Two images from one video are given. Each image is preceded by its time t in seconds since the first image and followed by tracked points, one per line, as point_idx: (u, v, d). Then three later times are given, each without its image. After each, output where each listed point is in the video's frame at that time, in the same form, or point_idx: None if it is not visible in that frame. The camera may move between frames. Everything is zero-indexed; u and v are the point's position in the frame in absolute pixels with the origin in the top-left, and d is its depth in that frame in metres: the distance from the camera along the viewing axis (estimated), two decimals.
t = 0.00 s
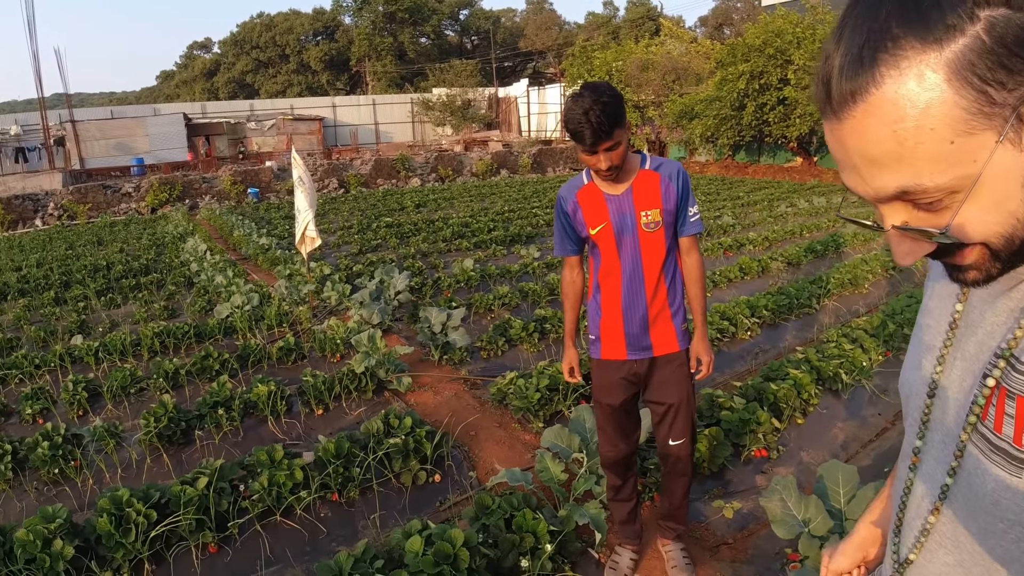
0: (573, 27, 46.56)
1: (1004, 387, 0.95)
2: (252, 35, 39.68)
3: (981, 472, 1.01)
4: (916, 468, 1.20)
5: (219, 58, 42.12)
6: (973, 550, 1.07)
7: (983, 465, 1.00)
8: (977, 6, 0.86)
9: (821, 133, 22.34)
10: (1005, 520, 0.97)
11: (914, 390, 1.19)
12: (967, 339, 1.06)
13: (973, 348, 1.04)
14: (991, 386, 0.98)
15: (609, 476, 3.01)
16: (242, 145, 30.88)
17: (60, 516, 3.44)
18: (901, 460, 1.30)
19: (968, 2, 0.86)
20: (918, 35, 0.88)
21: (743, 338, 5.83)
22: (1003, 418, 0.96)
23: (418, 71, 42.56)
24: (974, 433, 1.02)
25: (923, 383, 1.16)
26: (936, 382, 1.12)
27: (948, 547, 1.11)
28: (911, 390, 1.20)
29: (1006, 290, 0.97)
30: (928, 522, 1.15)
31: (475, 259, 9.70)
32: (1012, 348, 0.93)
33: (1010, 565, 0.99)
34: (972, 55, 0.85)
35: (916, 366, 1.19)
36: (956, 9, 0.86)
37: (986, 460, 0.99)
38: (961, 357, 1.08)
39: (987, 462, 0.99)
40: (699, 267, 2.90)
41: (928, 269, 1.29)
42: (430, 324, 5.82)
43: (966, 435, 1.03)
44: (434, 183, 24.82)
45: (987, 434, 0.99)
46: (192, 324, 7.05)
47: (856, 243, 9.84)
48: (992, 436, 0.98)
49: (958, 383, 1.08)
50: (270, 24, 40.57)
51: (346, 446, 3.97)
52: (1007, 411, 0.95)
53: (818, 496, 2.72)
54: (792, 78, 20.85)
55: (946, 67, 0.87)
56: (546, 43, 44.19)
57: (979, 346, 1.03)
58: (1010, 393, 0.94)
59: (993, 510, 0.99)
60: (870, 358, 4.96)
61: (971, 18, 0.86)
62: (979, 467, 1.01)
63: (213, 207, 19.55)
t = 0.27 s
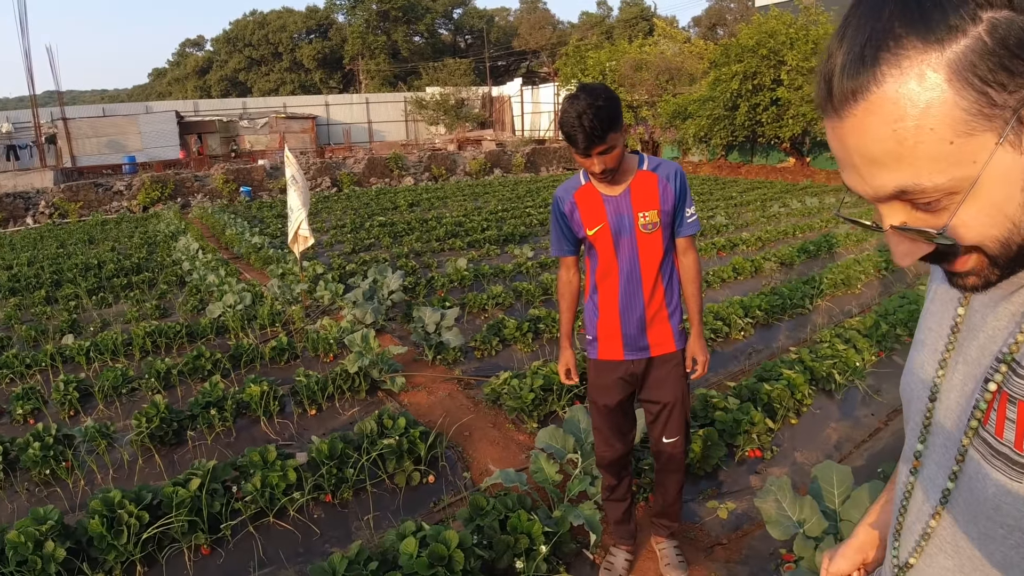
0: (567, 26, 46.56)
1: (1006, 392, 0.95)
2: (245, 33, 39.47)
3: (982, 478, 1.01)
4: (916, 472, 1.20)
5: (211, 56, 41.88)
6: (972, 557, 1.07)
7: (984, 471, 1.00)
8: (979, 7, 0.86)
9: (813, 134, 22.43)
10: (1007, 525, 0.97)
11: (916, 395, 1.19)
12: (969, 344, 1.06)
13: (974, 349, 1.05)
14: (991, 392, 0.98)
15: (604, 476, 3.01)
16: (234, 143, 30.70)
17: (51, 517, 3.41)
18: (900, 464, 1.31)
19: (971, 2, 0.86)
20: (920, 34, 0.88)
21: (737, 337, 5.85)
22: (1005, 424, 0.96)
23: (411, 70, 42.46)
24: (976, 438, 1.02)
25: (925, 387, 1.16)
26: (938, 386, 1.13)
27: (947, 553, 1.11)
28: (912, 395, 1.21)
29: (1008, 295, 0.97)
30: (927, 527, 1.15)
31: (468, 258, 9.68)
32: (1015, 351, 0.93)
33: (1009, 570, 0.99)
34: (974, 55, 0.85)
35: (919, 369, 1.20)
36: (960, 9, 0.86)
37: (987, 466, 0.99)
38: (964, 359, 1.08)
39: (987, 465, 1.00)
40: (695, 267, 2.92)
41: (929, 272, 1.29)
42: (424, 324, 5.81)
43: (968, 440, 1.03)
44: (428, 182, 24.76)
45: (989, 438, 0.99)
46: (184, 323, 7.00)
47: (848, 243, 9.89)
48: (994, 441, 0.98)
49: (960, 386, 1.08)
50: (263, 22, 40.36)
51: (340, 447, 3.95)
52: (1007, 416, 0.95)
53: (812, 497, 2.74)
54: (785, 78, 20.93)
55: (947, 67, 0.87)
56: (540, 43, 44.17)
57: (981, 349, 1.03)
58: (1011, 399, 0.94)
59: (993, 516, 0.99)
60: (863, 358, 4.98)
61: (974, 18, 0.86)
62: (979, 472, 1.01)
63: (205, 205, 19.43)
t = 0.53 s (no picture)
0: (555, 25, 46.57)
1: (1008, 397, 0.96)
2: (231, 29, 39.10)
3: (983, 482, 1.02)
4: (916, 476, 1.21)
5: (196, 52, 41.44)
6: (972, 562, 1.07)
7: (986, 474, 1.01)
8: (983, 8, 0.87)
9: (799, 134, 22.60)
10: (1009, 529, 0.98)
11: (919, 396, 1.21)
12: (972, 347, 1.08)
13: (976, 349, 1.06)
14: (996, 394, 0.99)
15: (599, 473, 3.03)
16: (220, 141, 30.41)
17: (39, 521, 3.36)
18: (901, 467, 1.31)
19: (974, 3, 0.87)
20: (923, 34, 0.90)
21: (726, 336, 5.89)
22: (1009, 429, 0.97)
23: (398, 67, 42.28)
24: (977, 443, 1.04)
25: (927, 389, 1.18)
26: (940, 387, 1.14)
27: (949, 558, 1.12)
28: (913, 396, 1.23)
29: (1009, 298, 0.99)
30: (927, 531, 1.16)
31: (457, 257, 9.66)
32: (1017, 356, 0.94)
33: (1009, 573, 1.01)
34: (975, 57, 0.87)
35: (920, 369, 1.21)
36: (962, 11, 0.87)
37: (990, 470, 1.01)
38: (966, 362, 1.09)
39: (989, 471, 1.01)
40: (695, 268, 2.91)
41: (932, 274, 1.31)
42: (413, 324, 5.78)
43: (971, 445, 1.04)
44: (415, 181, 24.68)
45: (993, 443, 1.00)
46: (171, 323, 6.92)
47: (834, 243, 9.98)
48: (997, 446, 0.99)
49: (962, 388, 1.10)
50: (249, 19, 40.01)
51: (331, 447, 3.93)
52: (1011, 419, 0.96)
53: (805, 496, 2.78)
54: (772, 78, 21.10)
55: (948, 69, 0.89)
56: (528, 41, 44.15)
57: (984, 351, 1.04)
58: (1014, 403, 0.95)
59: (995, 520, 1.00)
60: (851, 357, 5.02)
61: (977, 20, 0.87)
62: (981, 477, 1.02)
63: (190, 203, 19.23)
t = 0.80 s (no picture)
0: (539, 22, 46.54)
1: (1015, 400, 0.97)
2: (211, 25, 38.58)
3: (990, 483, 1.03)
4: (923, 478, 1.21)
5: (176, 48, 40.84)
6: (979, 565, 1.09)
7: (992, 477, 1.03)
8: (971, 14, 0.86)
9: (781, 132, 22.79)
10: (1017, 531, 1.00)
11: (919, 399, 1.21)
12: (975, 348, 1.08)
13: (977, 353, 1.07)
14: (1002, 399, 1.00)
15: (590, 472, 3.03)
16: (200, 137, 29.97)
17: (19, 524, 3.29)
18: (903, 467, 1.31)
19: (961, 11, 0.87)
20: (908, 44, 0.90)
21: (711, 334, 5.92)
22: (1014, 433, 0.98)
23: (382, 64, 42.01)
24: (981, 448, 1.05)
25: (932, 390, 1.18)
26: (942, 388, 1.14)
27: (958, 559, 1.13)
28: (914, 399, 1.23)
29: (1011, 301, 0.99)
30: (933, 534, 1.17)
31: (442, 255, 9.62)
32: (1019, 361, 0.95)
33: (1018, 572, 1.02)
34: (961, 67, 0.87)
35: (919, 372, 1.21)
36: (951, 19, 0.87)
37: (997, 473, 1.02)
38: (971, 363, 1.09)
39: (997, 473, 1.02)
40: (695, 268, 2.86)
41: (933, 274, 1.31)
42: (398, 322, 5.73)
43: (977, 448, 1.05)
44: (399, 178, 24.53)
45: (999, 446, 1.01)
46: (152, 322, 6.81)
47: (817, 241, 10.09)
48: (1005, 448, 1.00)
49: (968, 389, 1.10)
50: (230, 14, 39.51)
51: (316, 447, 3.89)
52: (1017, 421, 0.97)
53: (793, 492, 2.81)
54: (755, 78, 21.32)
55: (935, 79, 0.89)
56: (512, 39, 44.07)
57: (986, 355, 1.05)
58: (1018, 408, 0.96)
59: (1005, 521, 1.02)
60: (835, 353, 5.08)
61: (964, 28, 0.87)
62: (987, 478, 1.04)
63: (170, 201, 18.94)
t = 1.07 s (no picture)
0: (524, 21, 46.48)
1: (1012, 401, 0.97)
2: (194, 21, 38.11)
3: (988, 487, 1.03)
4: (920, 481, 1.21)
5: (159, 44, 40.32)
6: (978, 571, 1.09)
7: (990, 480, 1.03)
8: (956, 20, 0.86)
9: (765, 132, 22.95)
10: (1014, 535, 1.00)
11: (918, 403, 1.21)
12: (973, 351, 1.08)
13: (977, 356, 1.07)
14: (999, 403, 1.00)
15: (580, 471, 3.03)
16: (183, 135, 29.62)
17: None
18: (901, 471, 1.31)
19: (946, 20, 0.87)
20: (894, 53, 0.90)
21: (697, 332, 5.95)
22: (1012, 435, 0.98)
23: (367, 61, 41.75)
24: (978, 450, 1.05)
25: (931, 394, 1.17)
26: (943, 392, 1.14)
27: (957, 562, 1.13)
28: (913, 404, 1.23)
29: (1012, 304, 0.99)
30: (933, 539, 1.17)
31: (428, 254, 9.58)
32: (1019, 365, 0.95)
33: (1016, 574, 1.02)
34: (945, 77, 0.87)
35: (920, 376, 1.21)
36: (935, 27, 0.87)
37: (996, 475, 1.02)
38: (969, 366, 1.09)
39: (995, 476, 1.02)
40: (696, 276, 2.82)
41: (932, 275, 1.31)
42: (384, 321, 5.69)
43: (976, 452, 1.05)
44: (384, 176, 24.39)
45: (997, 449, 1.01)
46: (134, 322, 6.70)
47: (801, 240, 10.18)
48: (1001, 450, 1.00)
49: (966, 392, 1.10)
50: (213, 10, 39.08)
51: (301, 449, 3.84)
52: (1014, 424, 0.97)
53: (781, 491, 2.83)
54: (740, 77, 21.47)
55: (921, 88, 0.89)
56: (497, 37, 43.99)
57: (985, 359, 1.05)
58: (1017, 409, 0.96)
59: (1002, 525, 1.02)
60: (820, 351, 5.12)
61: (949, 36, 0.87)
62: (985, 482, 1.04)
63: (152, 199, 18.69)
